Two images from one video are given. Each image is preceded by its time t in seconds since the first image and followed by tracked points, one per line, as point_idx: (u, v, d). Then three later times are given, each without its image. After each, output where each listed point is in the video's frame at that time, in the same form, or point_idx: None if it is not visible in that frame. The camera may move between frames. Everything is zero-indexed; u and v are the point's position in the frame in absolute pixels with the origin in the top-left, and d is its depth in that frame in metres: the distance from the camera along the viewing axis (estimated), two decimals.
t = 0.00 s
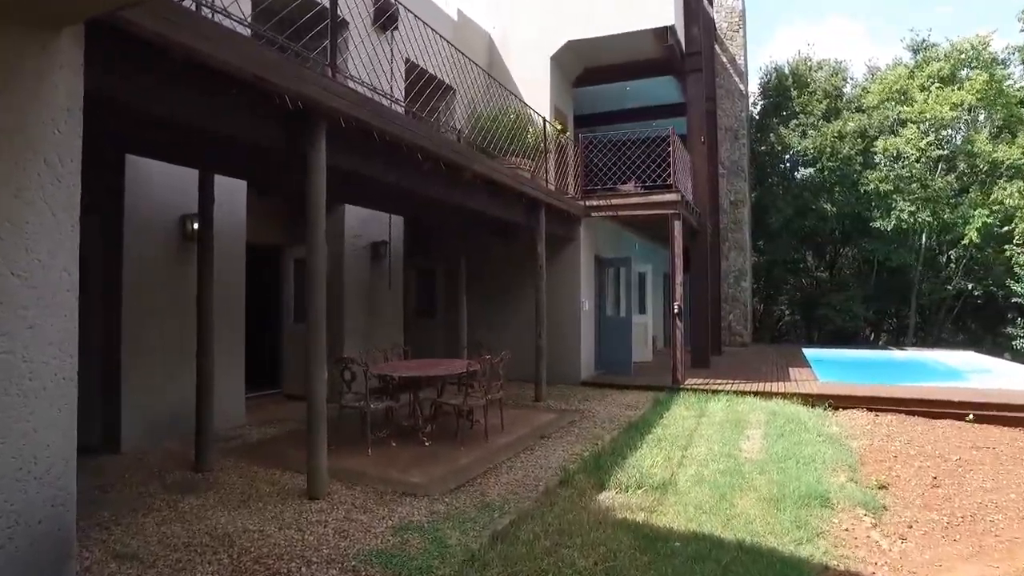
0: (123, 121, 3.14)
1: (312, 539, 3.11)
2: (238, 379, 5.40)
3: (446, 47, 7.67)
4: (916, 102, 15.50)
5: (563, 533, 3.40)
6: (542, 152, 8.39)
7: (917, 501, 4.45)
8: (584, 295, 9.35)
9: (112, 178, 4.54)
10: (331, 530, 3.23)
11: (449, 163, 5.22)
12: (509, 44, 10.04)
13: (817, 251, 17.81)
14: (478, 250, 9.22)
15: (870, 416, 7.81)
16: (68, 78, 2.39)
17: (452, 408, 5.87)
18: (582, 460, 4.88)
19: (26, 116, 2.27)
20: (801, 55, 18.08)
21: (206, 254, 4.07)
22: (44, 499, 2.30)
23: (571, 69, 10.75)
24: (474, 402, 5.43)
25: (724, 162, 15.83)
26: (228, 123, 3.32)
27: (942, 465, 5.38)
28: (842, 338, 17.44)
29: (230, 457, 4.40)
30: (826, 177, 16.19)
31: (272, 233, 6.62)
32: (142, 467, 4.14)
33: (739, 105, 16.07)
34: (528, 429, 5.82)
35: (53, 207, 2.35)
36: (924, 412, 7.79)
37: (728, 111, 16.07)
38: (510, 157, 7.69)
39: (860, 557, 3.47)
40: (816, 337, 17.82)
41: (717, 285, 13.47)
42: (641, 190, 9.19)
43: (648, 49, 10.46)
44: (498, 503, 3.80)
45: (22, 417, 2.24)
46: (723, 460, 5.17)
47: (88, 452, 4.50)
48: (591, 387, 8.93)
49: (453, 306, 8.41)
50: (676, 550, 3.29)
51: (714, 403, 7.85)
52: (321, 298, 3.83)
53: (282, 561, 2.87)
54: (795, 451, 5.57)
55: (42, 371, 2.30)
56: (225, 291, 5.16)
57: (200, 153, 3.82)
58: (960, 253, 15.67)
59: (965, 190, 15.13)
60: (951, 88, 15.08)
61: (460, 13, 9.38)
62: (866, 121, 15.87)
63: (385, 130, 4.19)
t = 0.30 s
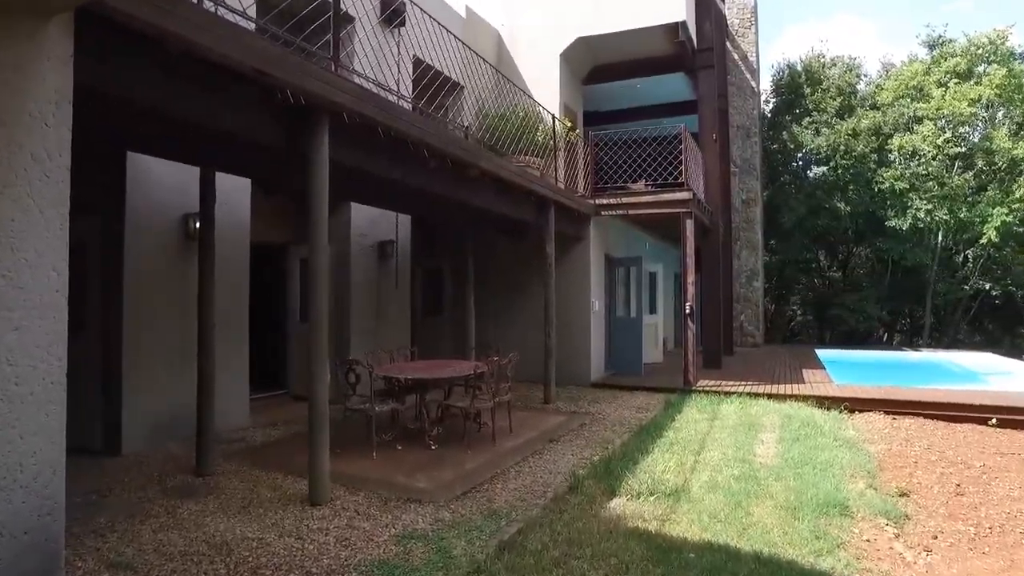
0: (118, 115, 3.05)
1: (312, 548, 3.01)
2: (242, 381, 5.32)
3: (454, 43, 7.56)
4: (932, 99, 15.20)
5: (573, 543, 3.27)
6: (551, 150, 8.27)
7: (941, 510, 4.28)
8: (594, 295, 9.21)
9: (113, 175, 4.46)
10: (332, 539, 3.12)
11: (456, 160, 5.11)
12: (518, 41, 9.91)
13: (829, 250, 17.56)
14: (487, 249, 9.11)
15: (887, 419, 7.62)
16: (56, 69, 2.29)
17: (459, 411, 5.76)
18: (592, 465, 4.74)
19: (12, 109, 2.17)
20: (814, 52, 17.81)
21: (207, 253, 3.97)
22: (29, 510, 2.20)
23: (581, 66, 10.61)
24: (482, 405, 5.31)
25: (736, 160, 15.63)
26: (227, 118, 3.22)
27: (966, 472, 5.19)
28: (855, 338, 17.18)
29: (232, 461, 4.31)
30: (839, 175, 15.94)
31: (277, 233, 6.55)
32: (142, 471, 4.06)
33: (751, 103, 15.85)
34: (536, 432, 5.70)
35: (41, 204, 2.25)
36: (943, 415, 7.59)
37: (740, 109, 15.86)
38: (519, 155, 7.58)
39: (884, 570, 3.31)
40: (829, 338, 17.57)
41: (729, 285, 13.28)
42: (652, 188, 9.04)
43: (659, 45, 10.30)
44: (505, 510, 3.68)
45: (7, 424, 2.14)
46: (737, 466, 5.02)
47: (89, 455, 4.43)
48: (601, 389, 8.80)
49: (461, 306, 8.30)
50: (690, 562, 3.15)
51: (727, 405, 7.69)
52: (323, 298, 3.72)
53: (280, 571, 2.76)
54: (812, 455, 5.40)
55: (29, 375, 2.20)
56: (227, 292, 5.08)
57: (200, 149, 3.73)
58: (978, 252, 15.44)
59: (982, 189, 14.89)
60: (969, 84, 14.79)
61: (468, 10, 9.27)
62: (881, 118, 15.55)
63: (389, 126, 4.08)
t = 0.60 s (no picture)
0: (114, 110, 2.95)
1: (313, 558, 2.90)
2: (245, 382, 5.23)
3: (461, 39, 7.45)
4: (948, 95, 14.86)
5: (583, 553, 3.14)
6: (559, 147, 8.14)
7: (965, 519, 4.12)
8: (603, 295, 9.07)
9: (115, 172, 4.39)
10: (335, 548, 3.02)
11: (463, 157, 5.00)
12: (526, 38, 9.78)
13: (840, 249, 17.35)
14: (494, 249, 9.01)
15: (903, 421, 7.45)
16: (45, 60, 2.19)
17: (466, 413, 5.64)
18: (602, 470, 4.62)
19: None
20: (825, 49, 17.59)
21: (208, 252, 3.88)
22: (15, 519, 2.10)
23: (590, 63, 10.48)
24: (489, 407, 5.19)
25: (746, 159, 15.47)
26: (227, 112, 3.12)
27: (988, 479, 5.03)
28: (866, 339, 16.95)
29: (234, 464, 4.23)
30: (850, 174, 15.73)
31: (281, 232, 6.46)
32: (143, 474, 3.98)
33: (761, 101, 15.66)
34: (545, 435, 5.58)
35: (30, 201, 2.16)
36: (961, 418, 7.40)
37: (750, 107, 15.69)
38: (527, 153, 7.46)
39: None
40: (840, 339, 17.36)
41: (739, 285, 13.11)
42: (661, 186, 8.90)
43: (669, 42, 10.16)
44: (512, 518, 3.56)
45: None
46: (752, 470, 4.87)
47: (90, 457, 4.36)
48: (610, 390, 8.67)
49: (469, 306, 8.20)
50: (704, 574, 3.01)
51: (739, 408, 7.54)
52: (326, 298, 3.61)
53: None
54: (828, 458, 5.26)
55: (16, 379, 2.11)
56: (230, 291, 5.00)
57: (200, 145, 3.63)
58: (993, 252, 15.20)
59: (998, 187, 14.62)
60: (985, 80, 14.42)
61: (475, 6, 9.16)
62: (894, 115, 15.37)
63: (394, 122, 3.98)
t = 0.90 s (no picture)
0: (116, 104, 2.87)
1: (318, 568, 2.79)
2: (252, 383, 5.16)
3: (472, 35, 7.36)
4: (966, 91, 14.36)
5: (597, 565, 3.02)
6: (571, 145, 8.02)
7: (997, 530, 3.93)
8: (615, 295, 8.94)
9: (120, 171, 4.32)
10: (340, 557, 2.91)
11: (474, 154, 4.88)
12: (537, 35, 9.66)
13: (854, 248, 17.09)
14: (505, 248, 8.91)
15: (923, 425, 7.25)
16: (37, 50, 2.10)
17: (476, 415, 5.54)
18: (617, 475, 4.50)
19: None
20: (841, 46, 17.32)
21: (213, 251, 3.80)
22: (6, 530, 2.00)
23: (602, 60, 10.35)
24: (500, 410, 5.08)
25: (760, 157, 15.28)
26: (229, 107, 3.03)
27: (1017, 487, 4.84)
28: (882, 340, 16.66)
29: (240, 467, 4.14)
30: (865, 172, 15.47)
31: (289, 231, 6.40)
32: (148, 477, 3.91)
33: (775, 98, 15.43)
34: (557, 438, 5.46)
35: (22, 197, 2.07)
36: (984, 422, 7.18)
37: (763, 104, 15.47)
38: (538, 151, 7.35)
39: None
40: (855, 339, 17.10)
41: (754, 284, 12.92)
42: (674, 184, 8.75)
43: (682, 38, 10.00)
44: (524, 526, 3.44)
45: None
46: (772, 476, 4.72)
47: (95, 460, 4.29)
48: (622, 392, 8.53)
49: (480, 306, 8.10)
50: None
51: (754, 410, 7.38)
52: (332, 297, 3.51)
53: None
54: (848, 462, 5.10)
55: (8, 385, 2.02)
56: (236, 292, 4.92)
57: (205, 142, 3.55)
58: (1013, 252, 14.86)
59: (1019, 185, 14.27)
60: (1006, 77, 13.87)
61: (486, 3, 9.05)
62: (910, 112, 15.09)
63: (402, 117, 3.87)
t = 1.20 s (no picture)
0: (119, 99, 2.78)
1: None
2: (263, 385, 5.08)
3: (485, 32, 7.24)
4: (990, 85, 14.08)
5: None
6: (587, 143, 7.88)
7: None
8: (632, 295, 8.78)
9: (129, 169, 4.25)
10: (349, 568, 2.80)
11: (487, 151, 4.76)
12: (552, 32, 9.53)
13: (873, 248, 16.75)
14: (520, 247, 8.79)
15: (951, 429, 7.02)
16: (32, 40, 2.01)
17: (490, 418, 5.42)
18: (635, 481, 4.35)
19: None
20: (861, 42, 16.97)
21: (221, 251, 3.71)
22: None
23: (618, 57, 10.19)
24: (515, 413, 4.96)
25: (778, 154, 15.02)
26: (235, 103, 2.93)
27: None
28: (902, 341, 16.34)
29: (249, 472, 4.06)
30: (886, 170, 15.15)
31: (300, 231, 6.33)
32: (156, 482, 3.83)
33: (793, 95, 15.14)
34: (573, 443, 5.32)
35: (18, 194, 1.98)
36: (1015, 427, 6.93)
37: (781, 101, 15.18)
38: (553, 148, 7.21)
39: None
40: (875, 340, 16.76)
41: (772, 284, 12.69)
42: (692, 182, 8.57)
43: (699, 34, 9.82)
44: (540, 535, 3.32)
45: None
46: (796, 483, 4.55)
47: (104, 462, 4.23)
48: (639, 394, 8.39)
49: (494, 306, 7.98)
50: None
51: (775, 414, 7.20)
52: (342, 298, 3.41)
53: None
54: (875, 469, 4.90)
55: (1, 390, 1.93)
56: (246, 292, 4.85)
57: (213, 139, 3.46)
58: None
59: None
60: None
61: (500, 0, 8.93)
62: (933, 108, 14.65)
63: (414, 112, 3.75)
